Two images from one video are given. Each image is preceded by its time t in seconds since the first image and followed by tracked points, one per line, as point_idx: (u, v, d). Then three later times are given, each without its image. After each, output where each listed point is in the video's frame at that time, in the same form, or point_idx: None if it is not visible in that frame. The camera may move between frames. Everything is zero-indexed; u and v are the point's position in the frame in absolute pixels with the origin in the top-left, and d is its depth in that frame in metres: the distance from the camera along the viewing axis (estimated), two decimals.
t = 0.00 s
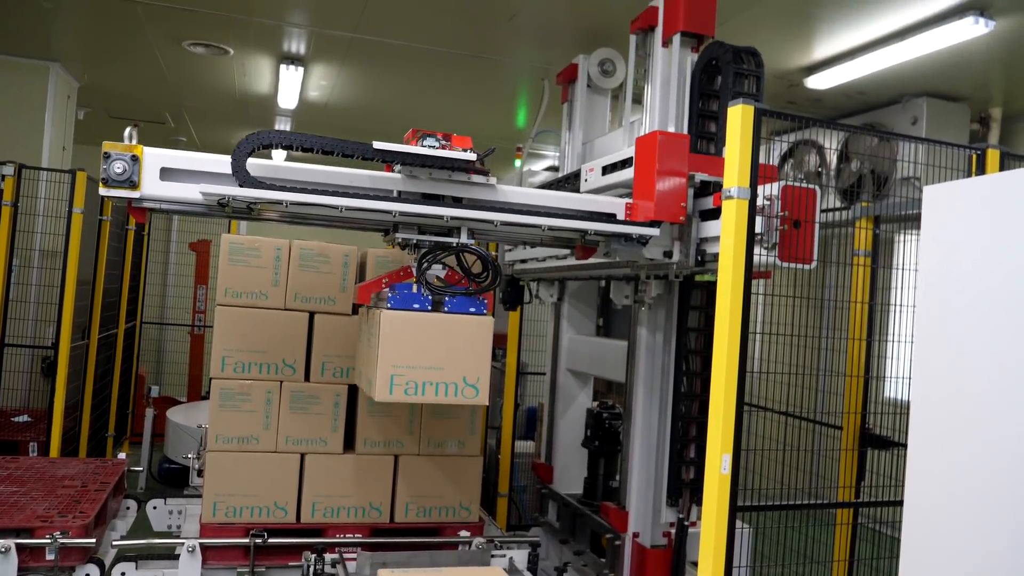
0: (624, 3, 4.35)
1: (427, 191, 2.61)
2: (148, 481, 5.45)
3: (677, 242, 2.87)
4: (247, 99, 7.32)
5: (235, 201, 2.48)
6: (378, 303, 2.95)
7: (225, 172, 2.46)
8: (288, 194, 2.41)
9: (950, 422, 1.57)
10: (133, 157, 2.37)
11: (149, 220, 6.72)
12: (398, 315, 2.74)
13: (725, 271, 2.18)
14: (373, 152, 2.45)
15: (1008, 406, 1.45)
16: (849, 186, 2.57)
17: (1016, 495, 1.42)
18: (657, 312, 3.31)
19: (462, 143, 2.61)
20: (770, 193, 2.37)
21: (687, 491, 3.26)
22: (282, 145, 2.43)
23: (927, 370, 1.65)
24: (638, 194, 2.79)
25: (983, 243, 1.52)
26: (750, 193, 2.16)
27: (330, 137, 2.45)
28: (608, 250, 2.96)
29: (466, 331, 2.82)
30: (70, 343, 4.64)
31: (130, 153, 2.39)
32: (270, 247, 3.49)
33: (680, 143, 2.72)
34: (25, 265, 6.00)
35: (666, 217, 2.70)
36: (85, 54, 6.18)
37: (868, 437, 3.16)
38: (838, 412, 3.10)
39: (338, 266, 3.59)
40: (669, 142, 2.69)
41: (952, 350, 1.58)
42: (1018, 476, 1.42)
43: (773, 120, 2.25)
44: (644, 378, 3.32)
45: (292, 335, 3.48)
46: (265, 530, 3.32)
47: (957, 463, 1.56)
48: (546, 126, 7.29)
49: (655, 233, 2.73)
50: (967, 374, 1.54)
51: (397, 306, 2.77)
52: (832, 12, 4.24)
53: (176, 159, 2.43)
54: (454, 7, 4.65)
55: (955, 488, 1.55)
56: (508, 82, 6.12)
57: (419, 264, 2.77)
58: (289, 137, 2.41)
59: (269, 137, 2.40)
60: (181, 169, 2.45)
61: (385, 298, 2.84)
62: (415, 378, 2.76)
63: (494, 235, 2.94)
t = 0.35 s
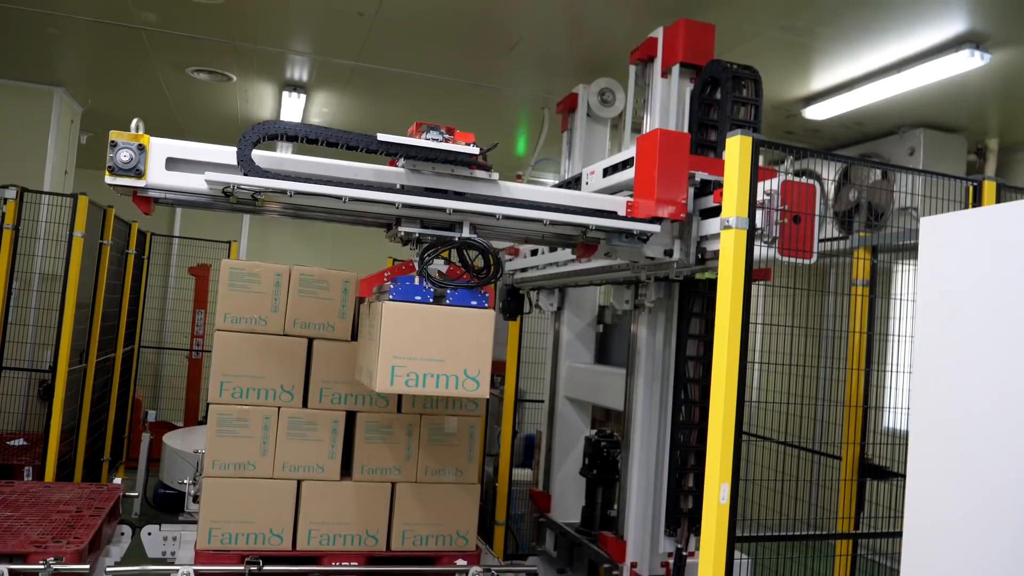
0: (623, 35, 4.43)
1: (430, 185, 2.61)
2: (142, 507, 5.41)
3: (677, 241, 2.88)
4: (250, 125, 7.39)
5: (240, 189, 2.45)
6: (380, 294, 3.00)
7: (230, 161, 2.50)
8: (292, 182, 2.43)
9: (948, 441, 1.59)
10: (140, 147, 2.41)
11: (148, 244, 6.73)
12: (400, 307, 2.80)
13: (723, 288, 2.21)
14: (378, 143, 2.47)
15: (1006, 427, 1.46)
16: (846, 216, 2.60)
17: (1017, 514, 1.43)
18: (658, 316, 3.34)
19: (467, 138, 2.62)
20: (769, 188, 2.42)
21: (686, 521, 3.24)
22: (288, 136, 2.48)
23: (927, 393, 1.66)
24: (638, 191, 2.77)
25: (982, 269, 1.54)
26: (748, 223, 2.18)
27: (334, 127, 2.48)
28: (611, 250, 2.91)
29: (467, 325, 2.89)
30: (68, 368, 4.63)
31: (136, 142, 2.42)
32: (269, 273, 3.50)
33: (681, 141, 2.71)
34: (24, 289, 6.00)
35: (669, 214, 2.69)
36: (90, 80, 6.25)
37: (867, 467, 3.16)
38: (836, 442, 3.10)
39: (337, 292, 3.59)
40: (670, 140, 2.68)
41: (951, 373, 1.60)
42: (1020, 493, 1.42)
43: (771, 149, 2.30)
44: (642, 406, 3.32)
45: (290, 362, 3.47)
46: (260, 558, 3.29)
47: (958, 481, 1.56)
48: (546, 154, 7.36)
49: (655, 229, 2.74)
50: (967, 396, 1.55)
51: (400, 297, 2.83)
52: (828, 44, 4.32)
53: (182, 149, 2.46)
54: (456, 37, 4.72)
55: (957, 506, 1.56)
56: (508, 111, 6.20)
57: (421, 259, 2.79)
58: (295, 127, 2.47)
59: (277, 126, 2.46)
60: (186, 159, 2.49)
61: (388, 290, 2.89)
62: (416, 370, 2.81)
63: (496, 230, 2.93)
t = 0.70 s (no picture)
0: (624, 57, 4.49)
1: (434, 173, 2.67)
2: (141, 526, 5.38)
3: (679, 233, 2.88)
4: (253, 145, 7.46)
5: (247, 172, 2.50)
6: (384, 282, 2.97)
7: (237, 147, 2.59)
8: (300, 166, 2.49)
9: (945, 448, 1.67)
10: (149, 131, 2.48)
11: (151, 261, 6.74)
12: (402, 292, 2.75)
13: (724, 304, 2.22)
14: (382, 128, 2.55)
15: (1005, 433, 1.52)
16: (847, 237, 2.62)
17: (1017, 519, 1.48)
18: (660, 311, 3.36)
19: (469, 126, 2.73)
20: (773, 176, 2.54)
21: (687, 545, 3.22)
22: (296, 122, 2.58)
23: (934, 403, 1.71)
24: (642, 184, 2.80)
25: (983, 288, 1.59)
26: (748, 244, 2.21)
27: (342, 114, 2.58)
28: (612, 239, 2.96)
29: (469, 310, 2.83)
30: (68, 385, 4.62)
31: (146, 126, 2.50)
32: (271, 292, 3.50)
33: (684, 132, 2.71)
34: (26, 305, 6.02)
35: (671, 206, 2.72)
36: (97, 99, 6.31)
37: (868, 490, 3.15)
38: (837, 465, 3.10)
39: (339, 311, 3.59)
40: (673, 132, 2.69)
41: (955, 382, 1.65)
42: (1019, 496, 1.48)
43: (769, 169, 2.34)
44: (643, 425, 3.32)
45: (291, 380, 3.47)
46: None
47: (961, 487, 1.62)
48: (547, 174, 7.41)
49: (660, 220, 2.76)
50: (970, 408, 1.61)
51: (403, 283, 2.80)
52: (828, 68, 4.38)
53: (190, 134, 2.55)
54: (460, 58, 4.77)
55: (961, 511, 1.61)
56: (510, 132, 6.26)
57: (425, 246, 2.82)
58: (303, 113, 2.56)
59: (283, 112, 2.54)
60: (194, 144, 2.57)
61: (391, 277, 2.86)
62: (420, 355, 2.75)
63: (498, 220, 2.98)
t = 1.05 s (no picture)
0: (624, 71, 4.51)
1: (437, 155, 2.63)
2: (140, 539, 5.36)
3: (682, 216, 2.87)
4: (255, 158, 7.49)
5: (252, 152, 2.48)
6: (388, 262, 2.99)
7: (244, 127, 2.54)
8: (304, 145, 2.47)
9: (942, 451, 1.72)
10: (156, 111, 2.44)
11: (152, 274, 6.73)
12: (407, 271, 2.78)
13: (724, 319, 2.22)
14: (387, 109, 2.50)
15: (1003, 439, 1.56)
16: (846, 250, 2.63)
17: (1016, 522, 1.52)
18: (662, 299, 3.37)
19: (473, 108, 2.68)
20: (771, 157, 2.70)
21: (689, 558, 3.20)
22: (299, 102, 2.50)
23: (935, 409, 1.74)
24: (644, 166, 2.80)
25: (986, 300, 1.62)
26: (749, 257, 2.21)
27: (346, 94, 2.52)
28: (615, 222, 2.95)
29: (473, 290, 2.86)
30: (68, 398, 4.62)
31: (152, 106, 2.45)
32: (272, 305, 3.50)
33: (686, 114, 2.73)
34: (27, 319, 6.02)
35: (673, 187, 2.73)
36: (99, 112, 6.34)
37: (870, 503, 3.14)
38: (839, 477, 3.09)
39: (340, 324, 3.57)
40: (674, 116, 2.71)
41: (954, 388, 1.69)
42: (1018, 498, 1.52)
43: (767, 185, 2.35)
44: (644, 437, 3.33)
45: (292, 394, 3.46)
46: None
47: (961, 488, 1.66)
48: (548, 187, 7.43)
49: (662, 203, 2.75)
50: (965, 415, 1.66)
51: (407, 263, 2.82)
52: (827, 80, 4.40)
53: (197, 114, 2.50)
54: (461, 71, 4.80)
55: (962, 513, 1.65)
56: (511, 145, 6.28)
57: (429, 227, 2.84)
58: (306, 92, 2.48)
59: (285, 91, 2.46)
60: (201, 123, 2.52)
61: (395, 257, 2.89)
62: (424, 333, 2.78)
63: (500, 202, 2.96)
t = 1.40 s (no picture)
0: (624, 83, 4.54)
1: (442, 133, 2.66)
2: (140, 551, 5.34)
3: (684, 198, 2.88)
4: (257, 169, 7.53)
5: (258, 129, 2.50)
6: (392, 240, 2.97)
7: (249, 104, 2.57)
8: (311, 121, 2.48)
9: (944, 460, 1.72)
10: (163, 87, 2.48)
11: (154, 284, 6.73)
12: (412, 248, 2.76)
13: (725, 337, 2.23)
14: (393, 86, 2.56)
15: (1003, 448, 1.57)
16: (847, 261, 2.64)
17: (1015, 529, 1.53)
18: (665, 287, 3.38)
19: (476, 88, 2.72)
20: (774, 134, 2.61)
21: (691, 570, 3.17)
22: (305, 79, 2.57)
23: (937, 418, 1.75)
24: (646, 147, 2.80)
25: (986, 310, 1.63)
26: (749, 269, 2.22)
27: (352, 73, 2.59)
28: (618, 203, 2.95)
29: (477, 267, 2.84)
30: (69, 409, 4.62)
31: (160, 83, 2.49)
32: (274, 316, 3.50)
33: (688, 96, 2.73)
34: (28, 330, 6.02)
35: (676, 168, 2.73)
36: (102, 123, 6.37)
37: (872, 516, 3.13)
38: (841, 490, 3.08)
39: (340, 336, 3.57)
40: (676, 97, 2.72)
41: (956, 395, 1.69)
42: (1017, 507, 1.53)
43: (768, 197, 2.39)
44: (645, 449, 3.32)
45: (293, 405, 3.45)
46: None
47: (963, 495, 1.66)
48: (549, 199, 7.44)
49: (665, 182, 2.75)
50: (966, 422, 1.66)
51: (411, 240, 2.79)
52: (828, 92, 4.42)
53: (203, 91, 2.54)
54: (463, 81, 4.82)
55: (964, 519, 1.65)
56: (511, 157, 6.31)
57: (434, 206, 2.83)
58: (313, 70, 2.55)
59: (293, 68, 2.54)
60: (208, 101, 2.56)
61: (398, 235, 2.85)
62: (428, 310, 2.77)
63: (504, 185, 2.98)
